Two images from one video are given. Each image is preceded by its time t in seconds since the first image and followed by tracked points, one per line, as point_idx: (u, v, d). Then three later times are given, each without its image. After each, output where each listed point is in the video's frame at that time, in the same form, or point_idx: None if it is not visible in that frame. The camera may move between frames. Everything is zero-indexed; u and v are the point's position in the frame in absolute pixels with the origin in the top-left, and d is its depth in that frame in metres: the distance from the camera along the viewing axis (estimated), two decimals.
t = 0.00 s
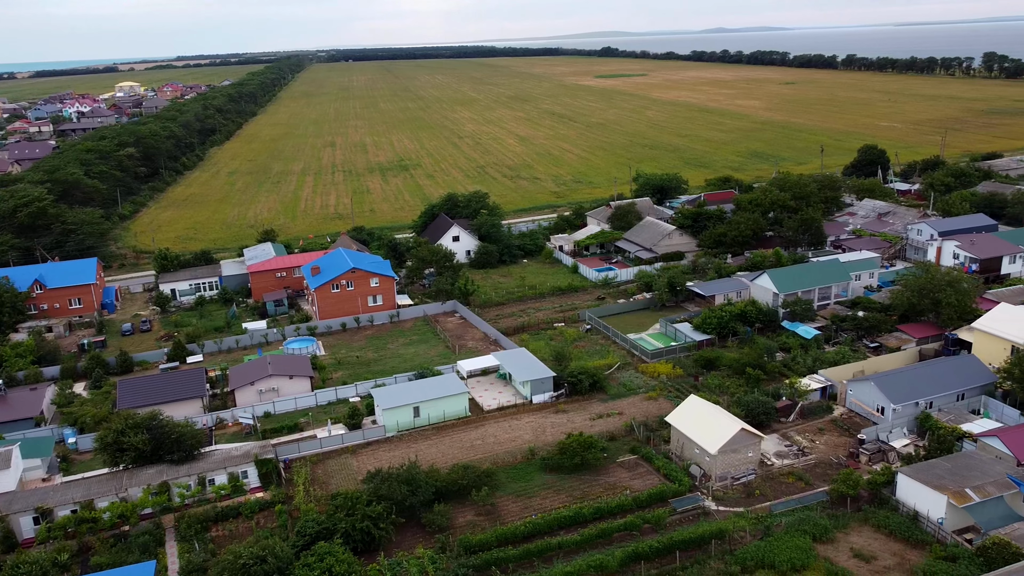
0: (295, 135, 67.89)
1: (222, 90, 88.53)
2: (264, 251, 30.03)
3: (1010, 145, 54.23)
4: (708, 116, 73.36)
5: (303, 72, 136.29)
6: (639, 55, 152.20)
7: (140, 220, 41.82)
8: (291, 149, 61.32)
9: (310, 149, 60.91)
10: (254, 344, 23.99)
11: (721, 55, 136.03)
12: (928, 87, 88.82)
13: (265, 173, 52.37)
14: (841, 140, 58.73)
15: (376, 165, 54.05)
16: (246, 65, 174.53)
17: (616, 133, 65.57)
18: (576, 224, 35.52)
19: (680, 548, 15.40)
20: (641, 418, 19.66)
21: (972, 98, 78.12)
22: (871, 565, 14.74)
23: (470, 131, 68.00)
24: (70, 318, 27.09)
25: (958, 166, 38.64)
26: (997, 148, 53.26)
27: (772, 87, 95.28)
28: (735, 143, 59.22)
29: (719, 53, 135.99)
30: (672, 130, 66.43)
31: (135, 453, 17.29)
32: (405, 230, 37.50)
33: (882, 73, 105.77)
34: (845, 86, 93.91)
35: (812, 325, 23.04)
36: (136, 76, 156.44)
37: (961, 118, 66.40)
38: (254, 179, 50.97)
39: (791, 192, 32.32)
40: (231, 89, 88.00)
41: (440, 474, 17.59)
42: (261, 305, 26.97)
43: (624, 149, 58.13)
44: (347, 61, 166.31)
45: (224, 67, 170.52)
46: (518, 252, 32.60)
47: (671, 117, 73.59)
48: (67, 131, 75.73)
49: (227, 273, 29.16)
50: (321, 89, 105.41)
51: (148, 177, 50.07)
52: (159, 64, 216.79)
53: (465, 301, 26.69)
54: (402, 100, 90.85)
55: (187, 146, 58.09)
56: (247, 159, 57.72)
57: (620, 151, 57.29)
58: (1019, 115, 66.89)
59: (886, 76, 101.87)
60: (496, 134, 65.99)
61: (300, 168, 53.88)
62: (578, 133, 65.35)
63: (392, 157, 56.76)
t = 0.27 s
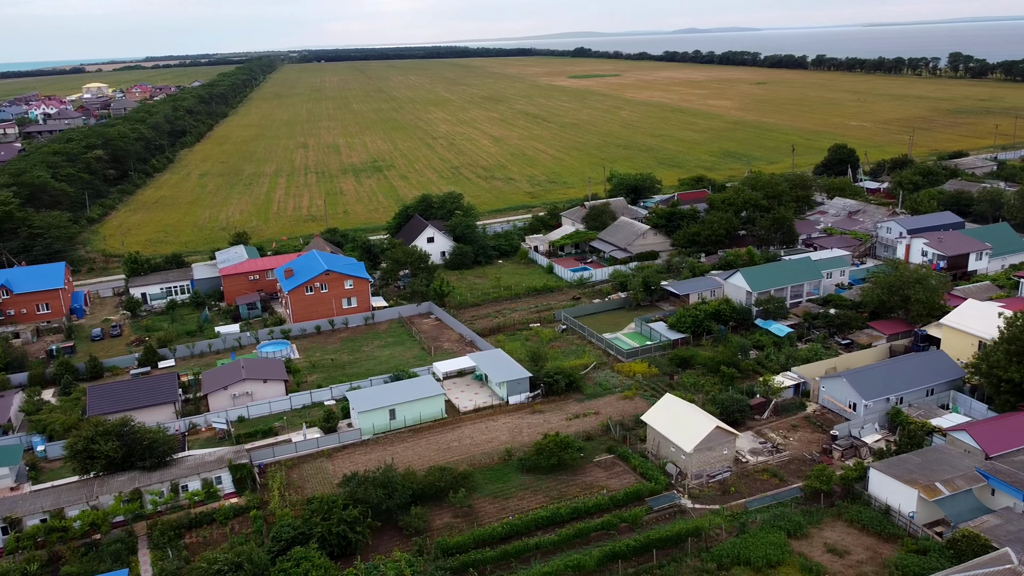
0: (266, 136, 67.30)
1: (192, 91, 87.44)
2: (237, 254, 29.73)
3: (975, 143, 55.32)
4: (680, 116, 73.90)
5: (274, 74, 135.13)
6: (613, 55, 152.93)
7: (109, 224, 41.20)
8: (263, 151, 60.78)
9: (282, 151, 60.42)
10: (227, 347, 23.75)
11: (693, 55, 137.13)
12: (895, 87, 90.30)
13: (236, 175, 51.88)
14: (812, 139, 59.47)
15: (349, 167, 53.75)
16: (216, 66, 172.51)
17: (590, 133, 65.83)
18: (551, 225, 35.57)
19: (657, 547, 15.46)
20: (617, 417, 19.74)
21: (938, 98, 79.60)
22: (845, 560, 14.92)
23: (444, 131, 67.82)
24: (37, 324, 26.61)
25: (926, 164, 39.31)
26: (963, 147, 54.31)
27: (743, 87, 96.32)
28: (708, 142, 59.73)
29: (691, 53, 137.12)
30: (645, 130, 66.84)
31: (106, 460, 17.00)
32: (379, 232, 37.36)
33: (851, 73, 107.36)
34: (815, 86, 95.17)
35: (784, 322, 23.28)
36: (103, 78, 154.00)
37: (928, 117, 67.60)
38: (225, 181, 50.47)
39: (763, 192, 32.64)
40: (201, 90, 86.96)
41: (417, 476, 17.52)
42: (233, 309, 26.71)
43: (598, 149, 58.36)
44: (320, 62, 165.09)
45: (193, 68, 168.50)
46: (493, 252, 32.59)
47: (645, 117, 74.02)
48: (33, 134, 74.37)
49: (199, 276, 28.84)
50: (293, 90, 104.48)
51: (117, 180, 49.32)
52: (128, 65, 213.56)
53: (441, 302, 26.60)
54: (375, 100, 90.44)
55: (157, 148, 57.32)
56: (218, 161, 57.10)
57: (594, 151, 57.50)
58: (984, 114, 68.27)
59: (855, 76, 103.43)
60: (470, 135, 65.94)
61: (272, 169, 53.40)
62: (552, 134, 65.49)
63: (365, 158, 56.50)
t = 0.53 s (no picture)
0: (237, 138, 66.65)
1: (161, 92, 86.28)
2: (209, 257, 29.40)
3: (941, 142, 56.37)
4: (653, 116, 74.39)
5: (245, 74, 133.73)
6: (587, 56, 153.54)
7: (77, 227, 40.55)
8: (234, 152, 60.18)
9: (254, 152, 59.87)
10: (199, 351, 23.50)
11: (665, 55, 138.14)
12: (864, 87, 91.74)
13: (207, 177, 51.31)
14: (784, 139, 60.17)
15: (322, 168, 53.42)
16: (186, 66, 170.40)
17: (564, 133, 66.02)
18: (525, 225, 35.61)
19: (634, 545, 15.51)
20: (594, 417, 19.80)
21: (905, 97, 81.03)
22: (819, 555, 15.10)
23: (418, 132, 67.60)
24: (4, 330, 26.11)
25: (894, 163, 39.96)
26: (930, 145, 55.33)
27: (715, 87, 97.25)
28: (681, 142, 60.19)
29: (664, 53, 138.12)
30: (618, 130, 67.20)
31: (76, 468, 16.71)
32: (353, 233, 37.17)
33: (821, 74, 108.88)
34: (785, 86, 96.37)
35: (758, 321, 23.52)
36: (69, 79, 151.37)
37: (896, 116, 68.76)
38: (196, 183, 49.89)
39: (736, 191, 32.96)
40: (171, 91, 85.81)
41: (393, 479, 17.44)
42: (205, 312, 26.42)
43: (572, 149, 58.54)
44: (292, 62, 163.77)
45: (163, 69, 166.30)
46: (468, 253, 32.57)
47: (618, 117, 74.40)
48: None
49: (170, 279, 28.50)
50: (265, 90, 103.43)
51: (85, 183, 48.54)
52: (96, 65, 210.11)
53: (416, 304, 26.50)
54: (349, 101, 89.93)
55: (126, 150, 56.50)
56: (189, 163, 56.43)
57: (568, 151, 57.67)
58: (950, 114, 69.58)
59: (825, 76, 104.93)
60: (444, 135, 65.85)
61: (244, 171, 52.88)
62: (526, 134, 65.57)
63: (338, 159, 56.19)
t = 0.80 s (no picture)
0: (208, 139, 65.92)
1: (130, 93, 85.04)
2: (181, 261, 29.06)
3: (909, 140, 57.35)
4: (627, 115, 74.82)
5: (216, 75, 132.20)
6: (561, 57, 154.05)
7: (44, 231, 39.85)
8: (205, 154, 59.53)
9: (225, 154, 59.27)
10: (171, 356, 23.23)
11: (638, 56, 139.05)
12: (833, 87, 93.08)
13: (178, 180, 50.69)
14: (756, 138, 60.79)
15: (295, 169, 53.03)
16: (155, 68, 168.16)
17: (538, 133, 66.14)
18: (500, 225, 35.62)
19: (612, 543, 15.55)
20: (570, 416, 19.84)
21: (872, 97, 82.36)
22: (794, 550, 15.27)
23: (391, 133, 67.31)
24: None
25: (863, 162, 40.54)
26: (898, 144, 56.25)
27: (688, 87, 98.06)
28: (655, 142, 60.58)
29: (636, 54, 139.01)
30: (591, 130, 67.48)
31: (46, 475, 16.40)
32: (326, 235, 36.96)
33: (791, 74, 110.29)
34: (756, 86, 97.44)
35: (732, 319, 23.73)
36: (34, 80, 148.61)
37: (865, 116, 69.84)
38: (167, 185, 49.26)
39: (709, 190, 33.24)
40: (140, 92, 84.63)
41: (370, 482, 17.34)
42: (177, 316, 26.12)
43: (546, 149, 58.67)
44: (263, 63, 162.24)
45: (131, 70, 163.86)
46: (443, 254, 32.50)
47: (591, 117, 74.69)
48: None
49: (141, 283, 28.14)
50: (236, 92, 102.30)
51: (52, 186, 47.73)
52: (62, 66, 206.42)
53: (391, 306, 26.39)
54: (321, 102, 89.32)
55: (94, 152, 55.62)
56: (158, 165, 55.69)
57: (542, 151, 57.79)
58: (917, 113, 70.80)
59: (795, 77, 106.30)
60: (418, 136, 65.69)
61: (215, 173, 52.32)
62: (500, 135, 65.61)
63: (311, 160, 55.80)
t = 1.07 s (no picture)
0: (178, 142, 65.15)
1: (97, 95, 83.74)
2: (152, 265, 28.71)
3: (878, 140, 58.27)
4: (600, 116, 75.20)
5: (185, 77, 130.64)
6: (534, 59, 154.63)
7: (10, 236, 39.12)
8: (175, 157, 58.81)
9: (195, 157, 58.63)
10: (142, 361, 22.95)
11: (611, 57, 139.87)
12: (803, 87, 94.31)
13: (147, 183, 50.04)
14: (728, 139, 61.41)
15: (267, 172, 52.60)
16: (123, 69, 165.81)
17: (512, 135, 66.21)
18: (475, 227, 35.63)
19: (589, 543, 15.59)
20: (546, 417, 19.87)
21: (841, 97, 83.67)
22: (769, 546, 15.41)
23: (365, 134, 67.02)
24: None
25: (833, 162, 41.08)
26: (866, 144, 57.16)
27: (661, 88, 98.83)
28: (629, 142, 60.92)
29: (609, 56, 139.94)
30: (564, 131, 67.70)
31: (13, 484, 16.08)
32: (300, 238, 36.71)
33: (762, 75, 111.69)
34: (728, 86, 98.42)
35: (706, 317, 23.91)
36: None
37: (834, 116, 70.89)
38: (136, 189, 48.61)
39: (683, 190, 33.49)
40: (108, 94, 83.39)
41: (346, 486, 17.23)
42: (148, 320, 25.80)
43: (520, 150, 58.74)
44: (234, 65, 160.61)
45: (98, 72, 161.41)
46: (418, 256, 32.41)
47: (565, 118, 75.04)
48: None
49: (111, 288, 27.75)
50: (206, 94, 101.16)
51: (18, 190, 46.86)
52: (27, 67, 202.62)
53: (366, 308, 26.27)
54: (293, 104, 88.64)
55: (61, 155, 54.70)
56: (127, 168, 54.93)
57: (517, 152, 57.86)
58: (885, 113, 71.93)
59: (765, 78, 107.70)
60: (392, 138, 65.49)
61: (186, 176, 51.74)
62: (474, 136, 65.61)
63: (284, 162, 55.39)
